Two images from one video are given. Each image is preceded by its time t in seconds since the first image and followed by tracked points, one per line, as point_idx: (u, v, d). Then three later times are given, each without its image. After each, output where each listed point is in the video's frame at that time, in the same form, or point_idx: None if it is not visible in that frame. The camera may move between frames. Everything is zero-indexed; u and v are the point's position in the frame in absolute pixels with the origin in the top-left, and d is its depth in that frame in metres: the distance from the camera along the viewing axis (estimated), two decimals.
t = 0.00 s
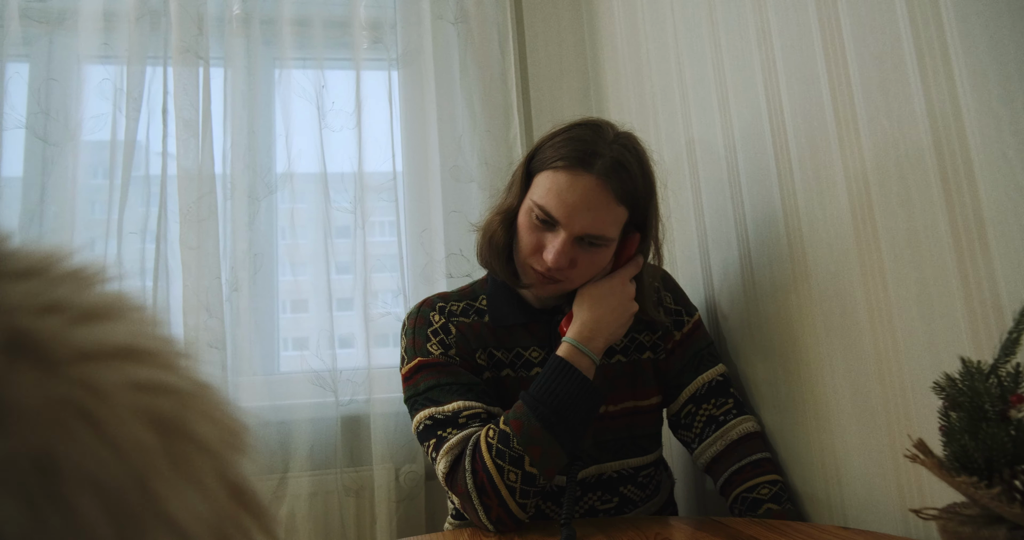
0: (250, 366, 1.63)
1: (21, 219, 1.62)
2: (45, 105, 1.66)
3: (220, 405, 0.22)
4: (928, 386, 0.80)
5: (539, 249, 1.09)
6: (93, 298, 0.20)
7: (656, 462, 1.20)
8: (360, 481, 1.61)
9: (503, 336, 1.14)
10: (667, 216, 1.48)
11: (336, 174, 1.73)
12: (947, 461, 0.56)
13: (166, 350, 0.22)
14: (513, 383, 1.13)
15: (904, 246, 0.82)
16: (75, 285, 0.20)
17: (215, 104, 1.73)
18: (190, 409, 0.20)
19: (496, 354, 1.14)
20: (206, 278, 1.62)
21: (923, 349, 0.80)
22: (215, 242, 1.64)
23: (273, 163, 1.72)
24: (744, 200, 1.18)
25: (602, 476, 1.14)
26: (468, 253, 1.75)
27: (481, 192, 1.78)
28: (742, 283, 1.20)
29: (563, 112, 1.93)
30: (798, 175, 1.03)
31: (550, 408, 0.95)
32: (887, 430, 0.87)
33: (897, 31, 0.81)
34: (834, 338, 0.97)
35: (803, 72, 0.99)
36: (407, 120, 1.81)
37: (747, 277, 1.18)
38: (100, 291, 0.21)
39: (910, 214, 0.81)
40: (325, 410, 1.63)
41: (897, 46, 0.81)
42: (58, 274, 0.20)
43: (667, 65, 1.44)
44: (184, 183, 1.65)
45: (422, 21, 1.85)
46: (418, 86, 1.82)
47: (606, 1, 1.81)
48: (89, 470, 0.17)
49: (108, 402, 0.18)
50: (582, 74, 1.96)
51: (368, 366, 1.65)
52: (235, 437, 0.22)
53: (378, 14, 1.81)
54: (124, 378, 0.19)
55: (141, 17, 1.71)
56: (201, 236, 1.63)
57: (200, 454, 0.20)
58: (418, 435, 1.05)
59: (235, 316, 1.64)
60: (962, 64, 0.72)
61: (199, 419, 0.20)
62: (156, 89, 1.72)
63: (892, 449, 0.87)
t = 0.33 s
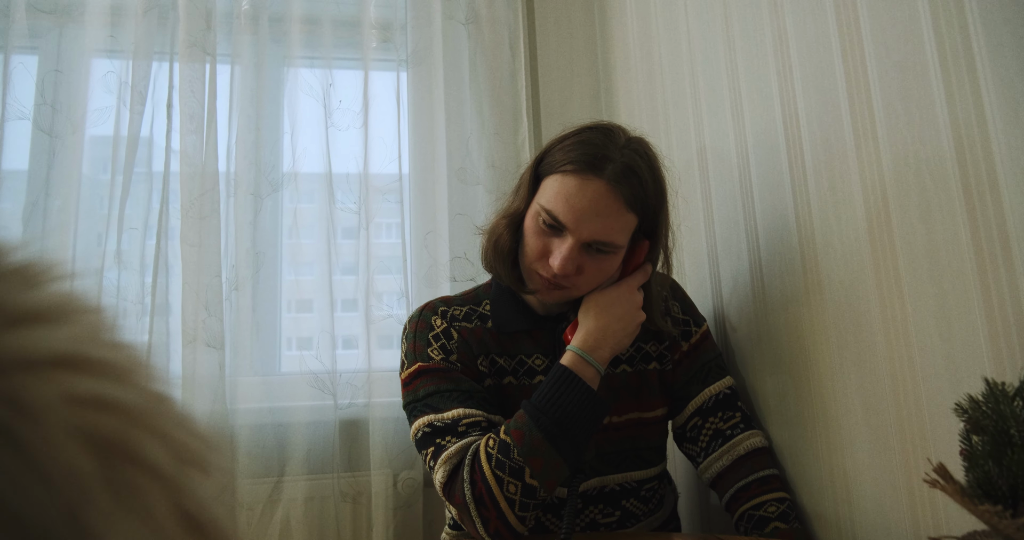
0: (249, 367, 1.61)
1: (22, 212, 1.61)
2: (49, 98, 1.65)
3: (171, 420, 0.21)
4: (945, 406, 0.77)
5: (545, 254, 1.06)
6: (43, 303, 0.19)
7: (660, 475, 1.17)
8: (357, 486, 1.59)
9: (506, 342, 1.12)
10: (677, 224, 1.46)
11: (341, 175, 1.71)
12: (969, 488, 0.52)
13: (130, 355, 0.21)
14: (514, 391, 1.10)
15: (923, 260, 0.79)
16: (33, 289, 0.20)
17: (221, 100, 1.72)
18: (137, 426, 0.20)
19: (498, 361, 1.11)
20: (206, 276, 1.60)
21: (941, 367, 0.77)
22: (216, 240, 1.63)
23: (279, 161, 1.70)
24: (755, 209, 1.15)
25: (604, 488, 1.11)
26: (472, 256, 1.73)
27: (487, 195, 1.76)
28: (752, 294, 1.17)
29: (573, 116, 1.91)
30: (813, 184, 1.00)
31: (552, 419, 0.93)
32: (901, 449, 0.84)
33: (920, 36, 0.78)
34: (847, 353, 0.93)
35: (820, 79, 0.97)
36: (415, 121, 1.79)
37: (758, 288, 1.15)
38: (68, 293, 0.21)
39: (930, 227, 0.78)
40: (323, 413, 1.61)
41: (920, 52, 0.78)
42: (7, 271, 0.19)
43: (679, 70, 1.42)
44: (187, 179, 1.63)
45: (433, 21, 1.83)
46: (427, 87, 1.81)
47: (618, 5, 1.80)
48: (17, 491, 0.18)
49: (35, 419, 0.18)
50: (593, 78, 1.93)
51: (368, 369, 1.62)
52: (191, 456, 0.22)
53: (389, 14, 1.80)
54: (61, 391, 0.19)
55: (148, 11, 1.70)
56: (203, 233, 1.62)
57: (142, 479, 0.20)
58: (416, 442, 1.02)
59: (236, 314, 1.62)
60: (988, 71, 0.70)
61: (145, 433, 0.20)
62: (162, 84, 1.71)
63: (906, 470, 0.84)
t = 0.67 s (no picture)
0: (245, 361, 1.58)
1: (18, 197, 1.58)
2: (48, 81, 1.63)
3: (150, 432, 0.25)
4: (964, 426, 0.74)
5: (553, 256, 1.04)
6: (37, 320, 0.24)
7: (662, 485, 1.14)
8: (351, 485, 1.56)
9: (509, 344, 1.09)
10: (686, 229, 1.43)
11: (345, 169, 1.68)
12: (998, 517, 0.51)
13: (117, 366, 0.25)
14: (517, 394, 1.08)
15: (944, 275, 0.77)
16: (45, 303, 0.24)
17: (225, 88, 1.69)
18: (112, 436, 0.24)
19: (501, 363, 1.08)
20: (204, 267, 1.57)
21: (959, 386, 0.75)
22: (215, 231, 1.60)
23: (282, 153, 1.68)
24: (769, 217, 1.13)
25: (605, 497, 1.08)
26: (476, 255, 1.70)
27: (493, 193, 1.74)
28: (762, 303, 1.15)
29: (582, 116, 1.88)
30: (830, 194, 0.97)
31: (555, 425, 0.90)
32: (913, 469, 0.82)
33: (951, 45, 0.76)
34: (860, 368, 0.91)
35: (842, 86, 0.94)
36: (422, 116, 1.76)
37: (769, 297, 1.13)
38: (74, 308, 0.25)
39: (953, 241, 0.76)
40: (319, 409, 1.58)
41: (951, 61, 0.76)
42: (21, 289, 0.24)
43: (694, 74, 1.40)
44: (187, 167, 1.60)
45: (443, 16, 1.81)
46: (435, 83, 1.78)
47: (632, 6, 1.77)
48: None
49: (14, 431, 0.22)
50: (604, 78, 1.91)
51: (366, 366, 1.60)
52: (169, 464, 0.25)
53: (399, 7, 1.77)
54: (42, 398, 0.23)
55: None
56: (202, 223, 1.59)
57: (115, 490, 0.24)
58: (415, 444, 0.99)
59: (233, 307, 1.59)
60: (1021, 83, 0.67)
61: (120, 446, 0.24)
62: (164, 71, 1.68)
63: (919, 490, 0.81)
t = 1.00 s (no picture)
0: (237, 351, 1.55)
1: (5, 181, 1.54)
2: (37, 63, 1.58)
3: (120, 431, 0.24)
4: (983, 426, 0.72)
5: (556, 246, 1.01)
6: None
7: (664, 483, 1.11)
8: (345, 480, 1.53)
9: (510, 337, 1.06)
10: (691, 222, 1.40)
11: (342, 159, 1.65)
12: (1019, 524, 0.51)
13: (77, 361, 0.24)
14: (517, 388, 1.05)
15: (965, 270, 0.74)
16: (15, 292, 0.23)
17: (220, 72, 1.65)
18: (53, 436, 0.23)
19: (501, 356, 1.05)
20: (196, 255, 1.53)
21: (978, 385, 0.72)
22: (208, 218, 1.56)
23: (278, 140, 1.64)
24: (778, 210, 1.10)
25: (606, 494, 1.05)
26: (475, 247, 1.67)
27: (493, 184, 1.70)
28: (769, 298, 1.12)
29: (586, 107, 1.85)
30: (844, 186, 0.95)
31: (558, 420, 0.86)
32: (927, 470, 0.79)
33: (978, 32, 0.73)
34: (872, 365, 0.88)
35: (859, 75, 0.91)
36: (422, 105, 1.73)
37: (776, 293, 1.10)
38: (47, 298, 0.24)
39: (975, 235, 0.73)
40: (313, 402, 1.55)
41: (978, 49, 0.73)
42: None
43: (702, 63, 1.36)
44: (179, 152, 1.56)
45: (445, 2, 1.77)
46: (436, 70, 1.74)
47: None
48: None
49: None
50: (608, 68, 1.87)
51: (362, 358, 1.56)
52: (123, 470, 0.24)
53: None
54: None
55: None
56: (194, 210, 1.54)
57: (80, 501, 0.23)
58: (412, 439, 0.96)
59: (226, 296, 1.56)
60: None
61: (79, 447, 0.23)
62: (157, 53, 1.64)
63: (933, 491, 0.79)
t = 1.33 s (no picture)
0: (220, 347, 1.52)
1: None
2: (17, 49, 1.54)
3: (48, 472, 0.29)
4: (978, 435, 0.71)
5: (537, 241, 0.99)
6: None
7: (653, 486, 1.10)
8: (330, 480, 1.51)
9: (499, 337, 1.04)
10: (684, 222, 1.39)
11: (330, 153, 1.62)
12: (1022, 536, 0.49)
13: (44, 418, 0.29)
14: (506, 390, 1.03)
15: (961, 276, 0.73)
16: None
17: (205, 62, 1.61)
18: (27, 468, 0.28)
19: (490, 357, 1.03)
20: (178, 249, 1.50)
21: (973, 393, 0.71)
22: (191, 210, 1.52)
23: (264, 132, 1.61)
24: (772, 211, 1.09)
25: (594, 497, 1.04)
26: (464, 244, 1.65)
27: (484, 180, 1.68)
28: (762, 300, 1.11)
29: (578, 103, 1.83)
30: (839, 189, 0.93)
31: (544, 423, 0.84)
32: (920, 478, 0.79)
33: (979, 35, 0.72)
34: (865, 371, 0.87)
35: (857, 76, 0.90)
36: (412, 99, 1.70)
37: (769, 295, 1.09)
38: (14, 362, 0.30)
39: (973, 240, 0.72)
40: (298, 400, 1.52)
41: (979, 51, 0.72)
42: None
43: (696, 61, 1.35)
44: (162, 144, 1.53)
45: None
46: (427, 63, 1.72)
47: None
48: None
49: None
50: (601, 65, 1.85)
51: (348, 355, 1.54)
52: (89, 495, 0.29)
53: None
54: None
55: None
56: (177, 202, 1.51)
57: (15, 534, 0.27)
58: (397, 442, 0.94)
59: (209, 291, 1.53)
60: None
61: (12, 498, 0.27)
62: (140, 42, 1.60)
63: (926, 500, 0.78)
